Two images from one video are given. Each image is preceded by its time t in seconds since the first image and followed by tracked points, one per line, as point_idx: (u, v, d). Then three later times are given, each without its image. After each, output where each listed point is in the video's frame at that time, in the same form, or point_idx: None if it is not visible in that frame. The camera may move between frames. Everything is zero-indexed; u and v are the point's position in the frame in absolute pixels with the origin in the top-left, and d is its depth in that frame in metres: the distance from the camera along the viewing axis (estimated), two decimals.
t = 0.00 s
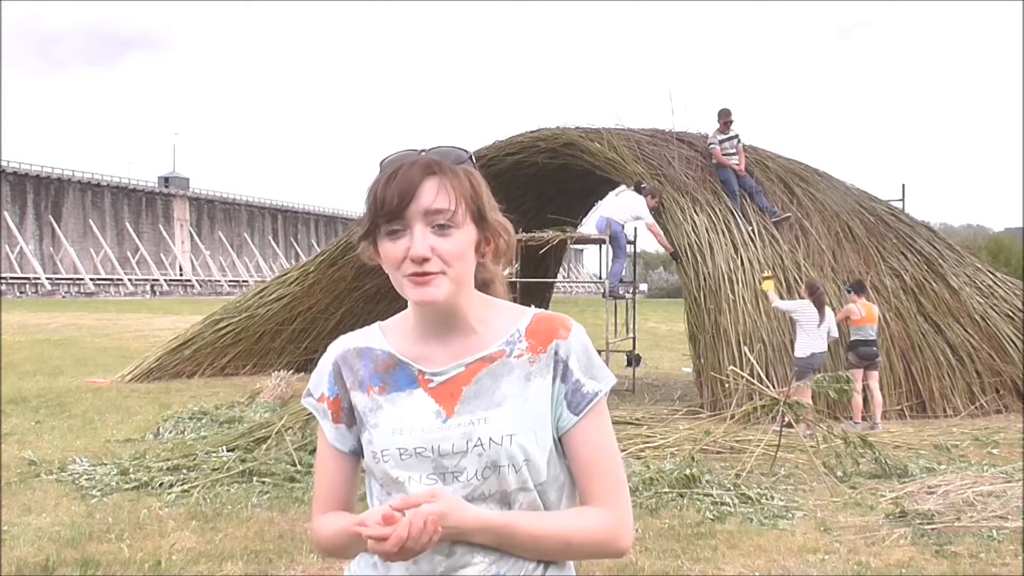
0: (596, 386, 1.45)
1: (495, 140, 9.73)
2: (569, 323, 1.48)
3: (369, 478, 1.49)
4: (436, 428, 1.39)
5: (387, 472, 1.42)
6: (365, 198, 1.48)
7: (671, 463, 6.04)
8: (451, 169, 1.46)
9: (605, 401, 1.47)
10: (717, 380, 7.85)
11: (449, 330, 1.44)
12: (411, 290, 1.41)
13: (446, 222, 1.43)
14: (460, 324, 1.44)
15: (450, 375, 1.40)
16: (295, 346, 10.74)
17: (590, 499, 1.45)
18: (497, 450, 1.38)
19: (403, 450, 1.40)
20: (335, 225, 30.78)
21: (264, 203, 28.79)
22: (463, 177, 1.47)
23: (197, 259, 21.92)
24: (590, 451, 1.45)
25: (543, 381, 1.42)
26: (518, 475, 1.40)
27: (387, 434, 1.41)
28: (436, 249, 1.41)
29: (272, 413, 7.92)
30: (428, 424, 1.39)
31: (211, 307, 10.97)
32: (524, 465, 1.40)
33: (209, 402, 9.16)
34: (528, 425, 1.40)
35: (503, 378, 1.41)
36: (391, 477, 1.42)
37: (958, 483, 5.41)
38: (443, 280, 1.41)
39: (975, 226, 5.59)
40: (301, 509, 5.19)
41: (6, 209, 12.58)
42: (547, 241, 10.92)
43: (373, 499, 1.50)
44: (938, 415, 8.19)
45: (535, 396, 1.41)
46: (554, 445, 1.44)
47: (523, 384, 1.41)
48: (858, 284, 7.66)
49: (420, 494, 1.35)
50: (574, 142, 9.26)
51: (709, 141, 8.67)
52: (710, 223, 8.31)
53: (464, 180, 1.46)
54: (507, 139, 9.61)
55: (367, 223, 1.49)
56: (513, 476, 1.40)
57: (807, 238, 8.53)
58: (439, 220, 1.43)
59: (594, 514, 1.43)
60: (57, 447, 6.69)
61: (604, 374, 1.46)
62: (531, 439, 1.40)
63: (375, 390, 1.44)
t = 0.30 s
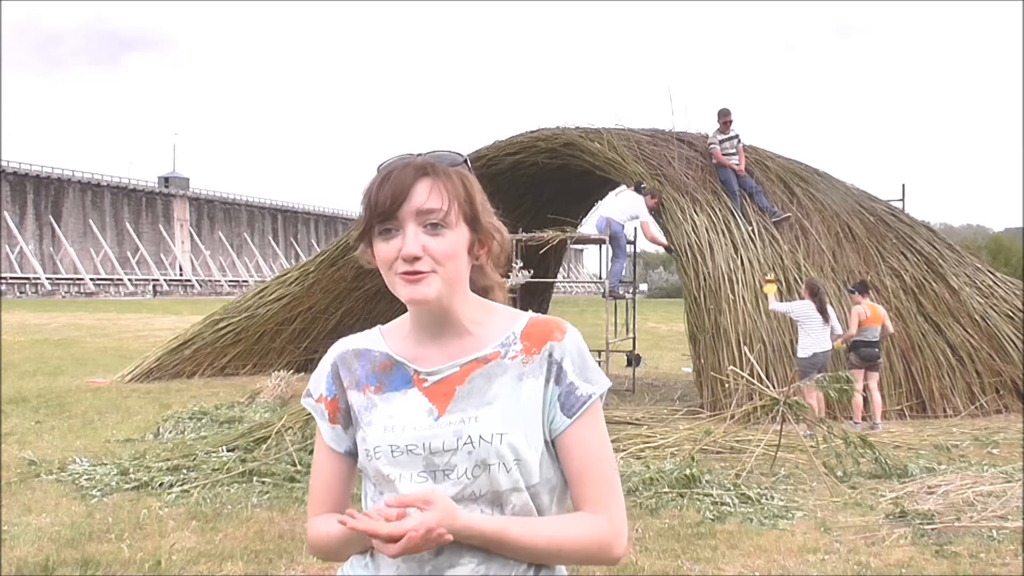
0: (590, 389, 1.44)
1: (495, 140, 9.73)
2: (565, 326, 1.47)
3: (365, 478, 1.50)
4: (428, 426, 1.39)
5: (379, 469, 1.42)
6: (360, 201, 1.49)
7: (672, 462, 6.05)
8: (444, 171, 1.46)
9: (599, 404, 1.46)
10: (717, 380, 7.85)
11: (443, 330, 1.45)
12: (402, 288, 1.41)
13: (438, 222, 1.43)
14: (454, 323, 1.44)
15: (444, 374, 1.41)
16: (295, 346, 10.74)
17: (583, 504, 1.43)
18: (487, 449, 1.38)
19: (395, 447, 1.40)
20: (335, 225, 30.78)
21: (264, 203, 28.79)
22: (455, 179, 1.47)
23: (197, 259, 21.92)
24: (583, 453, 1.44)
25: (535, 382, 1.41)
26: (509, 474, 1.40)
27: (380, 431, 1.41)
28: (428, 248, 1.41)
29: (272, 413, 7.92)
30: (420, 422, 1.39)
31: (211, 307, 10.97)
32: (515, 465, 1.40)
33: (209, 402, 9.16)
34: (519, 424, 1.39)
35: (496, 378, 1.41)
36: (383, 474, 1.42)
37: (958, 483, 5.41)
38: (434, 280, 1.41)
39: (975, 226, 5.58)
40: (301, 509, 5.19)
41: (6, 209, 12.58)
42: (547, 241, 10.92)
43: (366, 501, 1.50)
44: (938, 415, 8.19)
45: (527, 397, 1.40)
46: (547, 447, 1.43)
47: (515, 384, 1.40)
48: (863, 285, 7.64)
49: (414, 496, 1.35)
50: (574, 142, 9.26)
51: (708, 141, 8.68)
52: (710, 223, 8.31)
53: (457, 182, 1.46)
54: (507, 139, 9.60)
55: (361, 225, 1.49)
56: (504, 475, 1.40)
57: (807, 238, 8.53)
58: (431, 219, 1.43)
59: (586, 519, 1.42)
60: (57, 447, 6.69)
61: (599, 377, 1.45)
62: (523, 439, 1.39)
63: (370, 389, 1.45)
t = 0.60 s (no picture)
0: (582, 392, 1.42)
1: (495, 140, 9.73)
2: (559, 328, 1.47)
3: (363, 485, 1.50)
4: (423, 430, 1.40)
5: (375, 473, 1.43)
6: (356, 209, 1.49)
7: (671, 463, 6.04)
8: (439, 181, 1.46)
9: (593, 407, 1.45)
10: (717, 380, 7.85)
11: (438, 336, 1.44)
12: (398, 298, 1.42)
13: (432, 233, 1.43)
14: (449, 330, 1.44)
15: (440, 381, 1.41)
16: (295, 346, 10.74)
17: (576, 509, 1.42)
18: (481, 452, 1.39)
19: (391, 452, 1.41)
20: (335, 226, 30.77)
21: (264, 203, 28.78)
22: (451, 189, 1.46)
23: (197, 259, 21.91)
24: (575, 457, 1.42)
25: (528, 385, 1.41)
26: (501, 479, 1.40)
27: (376, 436, 1.43)
28: (423, 260, 1.41)
29: (272, 413, 7.92)
30: (415, 427, 1.40)
31: (211, 307, 10.97)
32: (508, 468, 1.40)
33: (209, 402, 9.16)
34: (512, 428, 1.39)
35: (490, 381, 1.41)
36: (379, 478, 1.43)
37: (958, 483, 5.41)
38: (429, 290, 1.41)
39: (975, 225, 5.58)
40: (301, 509, 5.19)
41: (6, 209, 12.58)
42: (547, 241, 10.92)
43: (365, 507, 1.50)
44: (938, 415, 8.19)
45: (519, 400, 1.40)
46: (541, 451, 1.43)
47: (509, 387, 1.41)
48: (869, 286, 7.64)
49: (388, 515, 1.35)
50: (574, 142, 9.26)
51: (709, 141, 8.68)
52: (710, 223, 8.32)
53: (452, 192, 1.46)
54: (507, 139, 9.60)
55: (357, 234, 1.50)
56: (496, 479, 1.40)
57: (807, 238, 8.53)
58: (426, 231, 1.43)
59: (576, 525, 1.41)
60: (57, 447, 6.69)
61: (592, 380, 1.44)
62: (516, 442, 1.40)
63: (368, 395, 1.46)
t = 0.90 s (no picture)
0: (579, 392, 1.42)
1: (495, 140, 9.73)
2: (555, 328, 1.46)
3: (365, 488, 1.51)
4: (420, 434, 1.40)
5: (375, 478, 1.44)
6: (351, 205, 1.50)
7: (672, 462, 6.05)
8: (434, 177, 1.46)
9: (592, 407, 1.44)
10: (717, 380, 7.85)
11: (433, 335, 1.45)
12: (393, 296, 1.42)
13: (428, 229, 1.43)
14: (444, 329, 1.44)
15: (436, 383, 1.41)
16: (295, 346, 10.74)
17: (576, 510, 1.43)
18: (477, 456, 1.39)
19: (389, 457, 1.41)
20: (334, 226, 30.78)
21: (264, 203, 28.78)
22: (446, 185, 1.47)
23: (197, 259, 21.90)
24: (574, 457, 1.43)
25: (525, 387, 1.41)
26: (500, 482, 1.40)
27: (374, 440, 1.43)
28: (418, 255, 1.41)
29: (272, 413, 7.92)
30: (412, 431, 1.40)
31: (211, 307, 10.96)
32: (506, 472, 1.40)
33: (209, 402, 9.16)
34: (509, 431, 1.39)
35: (486, 385, 1.41)
36: (379, 483, 1.44)
37: (958, 483, 5.41)
38: (424, 287, 1.41)
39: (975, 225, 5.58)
40: (301, 509, 5.19)
41: (6, 209, 12.58)
42: (547, 241, 10.92)
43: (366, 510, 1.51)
44: (938, 415, 8.19)
45: (516, 403, 1.40)
46: (539, 453, 1.43)
47: (505, 390, 1.40)
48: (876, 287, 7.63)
49: (383, 515, 1.37)
50: (574, 142, 9.26)
51: (709, 141, 8.68)
52: (710, 223, 8.31)
53: (446, 188, 1.46)
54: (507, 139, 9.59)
55: (352, 230, 1.50)
56: (494, 483, 1.40)
57: (807, 238, 8.53)
58: (421, 226, 1.43)
59: (577, 527, 1.41)
60: (57, 447, 6.69)
61: (589, 380, 1.44)
62: (514, 445, 1.39)
63: (366, 398, 1.46)
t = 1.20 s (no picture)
0: (580, 388, 1.42)
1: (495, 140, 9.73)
2: (553, 324, 1.46)
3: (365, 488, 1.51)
4: (420, 435, 1.40)
5: (376, 479, 1.44)
6: (346, 205, 1.50)
7: (672, 463, 6.05)
8: (430, 176, 1.46)
9: (592, 403, 1.44)
10: (717, 380, 7.85)
11: (432, 336, 1.45)
12: (390, 298, 1.42)
13: (424, 229, 1.43)
14: (442, 329, 1.44)
15: (434, 382, 1.41)
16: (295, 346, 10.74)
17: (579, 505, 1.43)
18: (479, 456, 1.38)
19: (390, 458, 1.42)
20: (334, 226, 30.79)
21: (264, 203, 28.79)
22: (442, 184, 1.46)
23: (197, 259, 21.90)
24: (577, 453, 1.43)
25: (525, 385, 1.41)
26: (503, 481, 1.40)
27: (374, 441, 1.43)
28: (415, 255, 1.41)
29: (272, 412, 7.92)
30: (413, 432, 1.40)
31: (211, 307, 10.96)
32: (507, 472, 1.39)
33: (209, 401, 9.16)
34: (510, 429, 1.39)
35: (485, 383, 1.41)
36: (380, 483, 1.44)
37: (958, 483, 5.41)
38: (421, 288, 1.41)
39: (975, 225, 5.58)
40: (301, 509, 5.19)
41: (6, 209, 12.58)
42: (547, 241, 10.92)
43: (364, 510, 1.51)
44: (938, 415, 8.18)
45: (516, 402, 1.40)
46: (541, 450, 1.43)
47: (505, 389, 1.40)
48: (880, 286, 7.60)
49: (393, 529, 1.38)
50: (574, 142, 9.26)
51: (709, 141, 8.68)
52: (710, 223, 8.31)
53: (443, 187, 1.46)
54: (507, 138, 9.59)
55: (348, 230, 1.50)
56: (497, 482, 1.40)
57: (807, 238, 8.53)
58: (417, 227, 1.43)
59: (584, 523, 1.41)
60: (57, 447, 6.69)
61: (588, 375, 1.43)
62: (515, 444, 1.39)
63: (364, 398, 1.46)
